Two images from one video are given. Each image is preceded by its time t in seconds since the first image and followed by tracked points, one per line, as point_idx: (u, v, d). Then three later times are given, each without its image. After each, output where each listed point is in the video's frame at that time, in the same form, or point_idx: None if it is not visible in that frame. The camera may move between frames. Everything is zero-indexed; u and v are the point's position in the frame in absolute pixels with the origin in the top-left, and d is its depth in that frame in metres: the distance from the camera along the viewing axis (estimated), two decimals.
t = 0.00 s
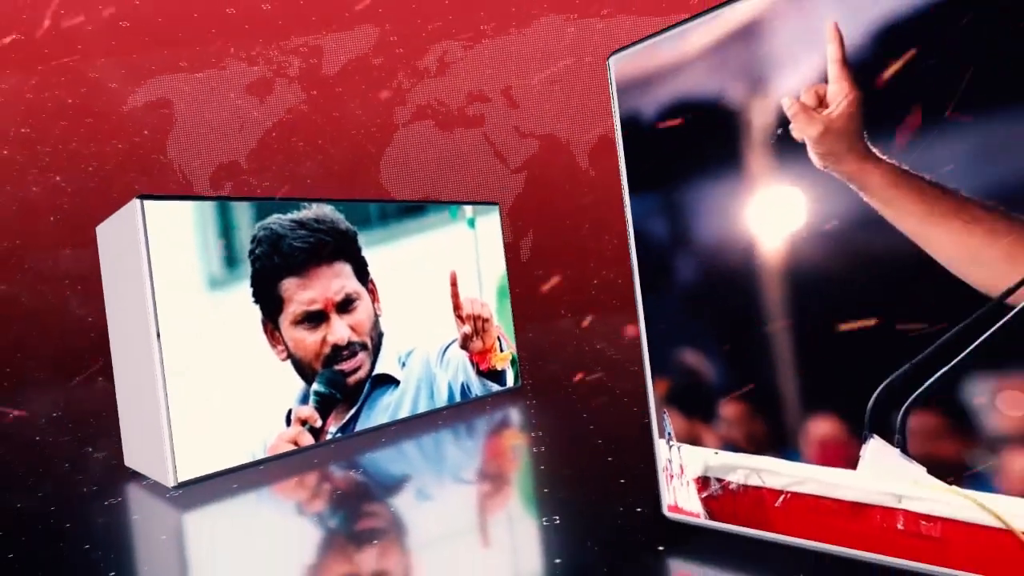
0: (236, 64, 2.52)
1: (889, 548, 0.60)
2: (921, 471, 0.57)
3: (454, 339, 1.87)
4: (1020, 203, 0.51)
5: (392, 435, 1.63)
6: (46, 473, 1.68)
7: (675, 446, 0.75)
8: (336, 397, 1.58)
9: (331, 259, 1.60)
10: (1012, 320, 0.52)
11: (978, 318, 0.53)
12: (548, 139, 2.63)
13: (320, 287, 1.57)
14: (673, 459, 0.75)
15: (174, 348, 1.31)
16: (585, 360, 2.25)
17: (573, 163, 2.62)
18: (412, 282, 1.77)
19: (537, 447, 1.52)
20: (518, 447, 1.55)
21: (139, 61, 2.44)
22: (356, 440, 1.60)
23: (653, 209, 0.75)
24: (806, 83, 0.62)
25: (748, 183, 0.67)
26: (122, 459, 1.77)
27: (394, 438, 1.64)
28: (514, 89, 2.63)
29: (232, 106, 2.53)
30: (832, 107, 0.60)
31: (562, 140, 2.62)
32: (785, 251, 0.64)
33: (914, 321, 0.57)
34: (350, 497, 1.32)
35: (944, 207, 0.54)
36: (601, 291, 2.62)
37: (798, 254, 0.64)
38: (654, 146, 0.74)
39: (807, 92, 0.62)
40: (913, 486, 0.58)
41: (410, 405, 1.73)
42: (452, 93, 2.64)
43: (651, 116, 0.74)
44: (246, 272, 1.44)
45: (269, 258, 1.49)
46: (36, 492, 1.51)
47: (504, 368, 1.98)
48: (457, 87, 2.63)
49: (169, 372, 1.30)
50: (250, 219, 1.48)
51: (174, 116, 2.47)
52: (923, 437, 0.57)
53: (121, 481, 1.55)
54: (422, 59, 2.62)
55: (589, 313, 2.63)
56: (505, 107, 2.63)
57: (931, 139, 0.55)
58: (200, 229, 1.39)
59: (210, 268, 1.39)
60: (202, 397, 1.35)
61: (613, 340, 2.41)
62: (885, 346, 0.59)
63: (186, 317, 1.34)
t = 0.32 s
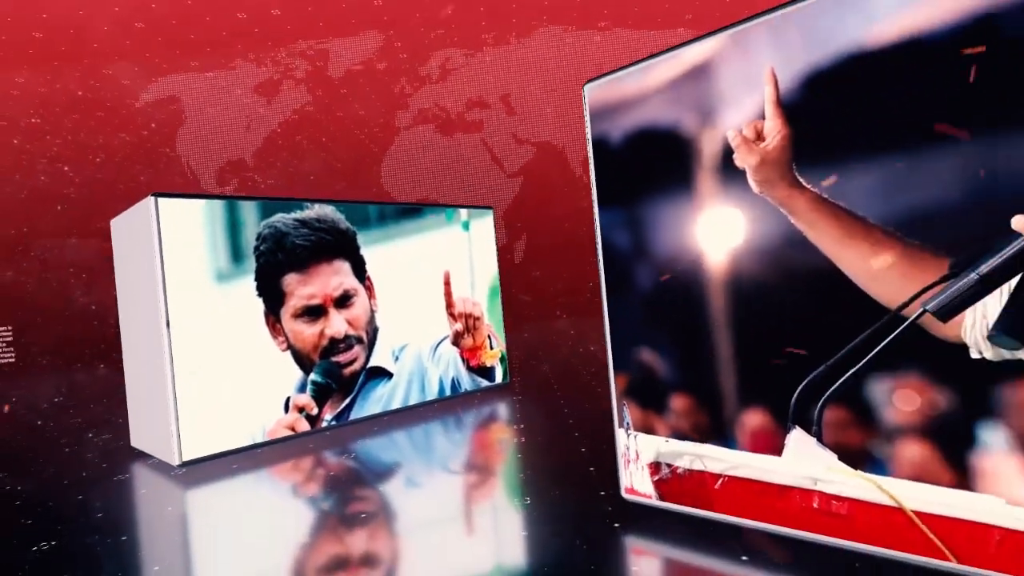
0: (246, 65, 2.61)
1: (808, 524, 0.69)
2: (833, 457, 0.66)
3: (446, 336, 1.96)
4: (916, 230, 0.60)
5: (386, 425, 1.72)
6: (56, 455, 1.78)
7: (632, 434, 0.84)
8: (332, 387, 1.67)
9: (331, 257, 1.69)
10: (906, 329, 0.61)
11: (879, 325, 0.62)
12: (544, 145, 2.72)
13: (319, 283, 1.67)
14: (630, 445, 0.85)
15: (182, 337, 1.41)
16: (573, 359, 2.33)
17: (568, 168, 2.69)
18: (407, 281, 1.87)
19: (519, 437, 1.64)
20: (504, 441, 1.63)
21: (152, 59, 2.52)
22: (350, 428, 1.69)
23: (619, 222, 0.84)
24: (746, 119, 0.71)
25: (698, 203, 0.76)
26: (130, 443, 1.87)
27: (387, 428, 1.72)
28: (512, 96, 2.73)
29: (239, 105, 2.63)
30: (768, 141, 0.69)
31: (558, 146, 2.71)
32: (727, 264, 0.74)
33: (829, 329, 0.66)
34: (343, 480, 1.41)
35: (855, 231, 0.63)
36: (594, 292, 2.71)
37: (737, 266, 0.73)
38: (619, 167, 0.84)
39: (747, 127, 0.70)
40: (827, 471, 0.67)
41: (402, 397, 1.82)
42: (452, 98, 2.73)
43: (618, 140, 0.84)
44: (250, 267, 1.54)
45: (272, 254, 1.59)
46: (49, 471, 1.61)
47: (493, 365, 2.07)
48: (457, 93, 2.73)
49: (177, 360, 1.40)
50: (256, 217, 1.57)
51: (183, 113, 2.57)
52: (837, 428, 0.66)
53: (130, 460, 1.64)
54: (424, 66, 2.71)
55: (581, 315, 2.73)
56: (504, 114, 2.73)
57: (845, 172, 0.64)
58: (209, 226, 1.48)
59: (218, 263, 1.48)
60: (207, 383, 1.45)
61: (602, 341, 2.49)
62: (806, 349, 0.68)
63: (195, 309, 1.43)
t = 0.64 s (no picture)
0: (255, 65, 2.71)
1: (745, 504, 0.78)
2: (767, 446, 0.75)
3: (439, 332, 2.05)
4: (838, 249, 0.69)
5: (378, 417, 1.81)
6: (74, 435, 1.90)
7: (597, 424, 0.94)
8: (329, 377, 1.77)
9: (331, 255, 1.79)
10: (827, 334, 0.70)
11: (805, 330, 0.71)
12: (541, 151, 2.76)
13: (319, 279, 1.76)
14: (595, 434, 0.94)
15: (188, 326, 1.50)
16: (561, 361, 2.42)
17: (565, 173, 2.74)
18: (402, 279, 1.96)
19: (506, 431, 1.73)
20: (492, 435, 1.72)
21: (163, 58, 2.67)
22: (346, 418, 1.78)
23: (592, 233, 0.94)
24: (701, 144, 0.80)
25: (659, 218, 0.85)
26: (137, 427, 1.96)
27: (380, 419, 1.82)
28: (511, 104, 2.78)
29: (247, 103, 2.71)
30: (718, 165, 0.78)
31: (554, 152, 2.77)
32: (682, 273, 0.83)
33: (765, 332, 0.75)
34: (336, 466, 1.50)
35: (788, 247, 0.72)
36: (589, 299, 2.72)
37: (689, 276, 0.82)
38: (593, 182, 0.93)
39: (702, 151, 0.80)
40: (761, 457, 0.76)
41: (395, 388, 1.93)
42: (454, 102, 2.80)
43: (592, 157, 0.93)
44: (255, 262, 1.63)
45: (275, 250, 1.68)
46: (63, 449, 1.73)
47: (484, 361, 2.18)
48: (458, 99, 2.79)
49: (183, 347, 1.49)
50: (261, 215, 1.66)
51: (192, 108, 2.69)
52: (770, 420, 0.75)
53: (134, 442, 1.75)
54: (426, 71, 2.79)
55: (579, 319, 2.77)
56: (502, 120, 2.78)
57: (781, 194, 0.73)
58: (217, 222, 1.57)
59: (224, 256, 1.57)
60: (210, 369, 1.54)
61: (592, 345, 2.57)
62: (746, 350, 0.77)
63: (201, 299, 1.52)
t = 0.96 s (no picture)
0: (263, 65, 2.81)
1: (694, 487, 0.88)
2: (714, 435, 0.85)
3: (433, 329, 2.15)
4: (776, 262, 0.78)
5: (371, 409, 1.90)
6: (86, 419, 2.01)
7: (569, 414, 1.03)
8: (326, 367, 1.86)
9: (331, 252, 1.87)
10: (766, 336, 0.79)
11: (748, 333, 0.80)
12: (537, 158, 2.86)
13: (319, 274, 1.85)
14: (567, 423, 1.04)
15: (195, 316, 1.59)
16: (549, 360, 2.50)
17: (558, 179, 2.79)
18: (398, 277, 2.05)
19: (493, 426, 1.81)
20: (480, 429, 1.80)
21: (175, 56, 2.76)
22: (341, 408, 1.88)
23: (568, 240, 1.03)
24: (665, 164, 0.89)
25: (627, 229, 0.94)
26: (145, 412, 2.06)
27: (373, 410, 1.91)
28: (508, 110, 2.86)
29: (255, 101, 2.81)
30: (679, 183, 0.87)
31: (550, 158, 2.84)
32: (645, 279, 0.92)
33: (714, 332, 0.84)
34: (330, 452, 1.59)
35: (736, 260, 0.82)
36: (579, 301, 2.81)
37: (651, 281, 0.91)
38: (572, 194, 1.02)
39: (665, 171, 0.89)
40: (708, 446, 0.85)
41: (388, 380, 2.03)
42: (455, 106, 2.87)
43: (570, 172, 1.02)
44: (259, 257, 1.72)
45: (278, 246, 1.77)
46: (75, 430, 1.84)
47: (475, 357, 2.28)
48: (459, 103, 2.86)
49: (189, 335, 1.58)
50: (266, 212, 1.76)
51: (201, 105, 2.78)
52: (717, 412, 0.84)
53: (140, 425, 1.87)
54: (428, 76, 2.87)
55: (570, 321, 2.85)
56: (500, 124, 2.86)
57: (731, 212, 0.82)
58: (224, 218, 1.67)
59: (230, 251, 1.67)
60: (214, 357, 1.64)
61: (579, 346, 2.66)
62: (699, 350, 0.86)
63: (207, 291, 1.62)
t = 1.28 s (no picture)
0: (268, 65, 2.87)
1: (658, 475, 0.96)
2: (676, 426, 0.93)
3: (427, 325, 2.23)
4: (733, 270, 0.86)
5: (366, 401, 1.98)
6: (95, 403, 2.11)
7: (547, 406, 1.11)
8: (324, 359, 1.95)
9: (331, 249, 1.95)
10: (723, 337, 0.87)
11: (709, 334, 0.88)
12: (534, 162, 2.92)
13: (319, 270, 1.92)
14: (545, 414, 1.12)
15: (200, 308, 1.68)
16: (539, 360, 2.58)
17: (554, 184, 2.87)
18: (395, 275, 2.12)
19: (484, 422, 1.88)
20: (472, 424, 1.88)
21: (184, 55, 2.83)
22: (337, 400, 1.96)
23: (551, 245, 1.11)
24: (639, 177, 0.97)
25: (605, 236, 1.02)
26: (151, 397, 2.15)
27: (368, 402, 1.99)
28: (507, 114, 2.92)
29: (261, 101, 2.88)
30: (651, 196, 0.95)
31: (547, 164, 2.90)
32: (620, 283, 1.00)
33: (679, 333, 0.92)
34: (326, 441, 1.67)
35: (700, 267, 0.89)
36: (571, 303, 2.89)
37: (625, 285, 0.99)
38: (555, 202, 1.10)
39: (639, 183, 0.97)
40: (671, 436, 0.93)
41: (383, 372, 2.12)
42: (455, 111, 2.93)
43: (554, 181, 1.10)
44: (262, 252, 1.80)
45: (281, 242, 1.85)
46: (83, 414, 1.94)
47: (468, 354, 2.36)
48: (459, 107, 2.92)
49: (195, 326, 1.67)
50: (271, 210, 1.83)
51: (208, 103, 2.86)
52: (680, 406, 0.92)
53: (147, 410, 1.96)
54: (431, 79, 2.92)
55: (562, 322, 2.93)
56: (498, 129, 2.93)
57: (696, 224, 0.90)
58: (230, 215, 1.75)
59: (235, 246, 1.75)
60: (217, 346, 1.72)
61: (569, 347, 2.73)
62: (666, 349, 0.94)
63: (212, 283, 1.70)
